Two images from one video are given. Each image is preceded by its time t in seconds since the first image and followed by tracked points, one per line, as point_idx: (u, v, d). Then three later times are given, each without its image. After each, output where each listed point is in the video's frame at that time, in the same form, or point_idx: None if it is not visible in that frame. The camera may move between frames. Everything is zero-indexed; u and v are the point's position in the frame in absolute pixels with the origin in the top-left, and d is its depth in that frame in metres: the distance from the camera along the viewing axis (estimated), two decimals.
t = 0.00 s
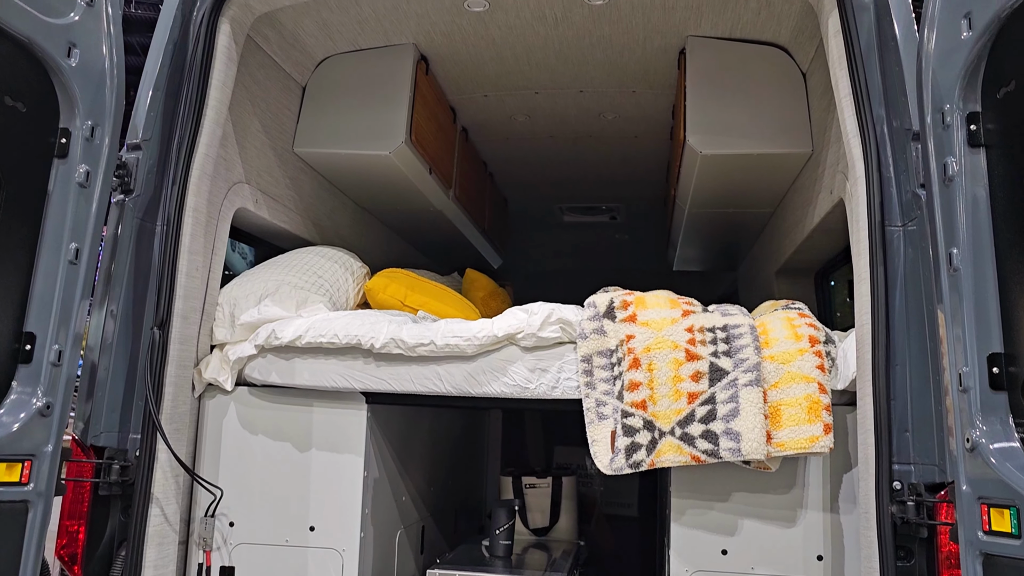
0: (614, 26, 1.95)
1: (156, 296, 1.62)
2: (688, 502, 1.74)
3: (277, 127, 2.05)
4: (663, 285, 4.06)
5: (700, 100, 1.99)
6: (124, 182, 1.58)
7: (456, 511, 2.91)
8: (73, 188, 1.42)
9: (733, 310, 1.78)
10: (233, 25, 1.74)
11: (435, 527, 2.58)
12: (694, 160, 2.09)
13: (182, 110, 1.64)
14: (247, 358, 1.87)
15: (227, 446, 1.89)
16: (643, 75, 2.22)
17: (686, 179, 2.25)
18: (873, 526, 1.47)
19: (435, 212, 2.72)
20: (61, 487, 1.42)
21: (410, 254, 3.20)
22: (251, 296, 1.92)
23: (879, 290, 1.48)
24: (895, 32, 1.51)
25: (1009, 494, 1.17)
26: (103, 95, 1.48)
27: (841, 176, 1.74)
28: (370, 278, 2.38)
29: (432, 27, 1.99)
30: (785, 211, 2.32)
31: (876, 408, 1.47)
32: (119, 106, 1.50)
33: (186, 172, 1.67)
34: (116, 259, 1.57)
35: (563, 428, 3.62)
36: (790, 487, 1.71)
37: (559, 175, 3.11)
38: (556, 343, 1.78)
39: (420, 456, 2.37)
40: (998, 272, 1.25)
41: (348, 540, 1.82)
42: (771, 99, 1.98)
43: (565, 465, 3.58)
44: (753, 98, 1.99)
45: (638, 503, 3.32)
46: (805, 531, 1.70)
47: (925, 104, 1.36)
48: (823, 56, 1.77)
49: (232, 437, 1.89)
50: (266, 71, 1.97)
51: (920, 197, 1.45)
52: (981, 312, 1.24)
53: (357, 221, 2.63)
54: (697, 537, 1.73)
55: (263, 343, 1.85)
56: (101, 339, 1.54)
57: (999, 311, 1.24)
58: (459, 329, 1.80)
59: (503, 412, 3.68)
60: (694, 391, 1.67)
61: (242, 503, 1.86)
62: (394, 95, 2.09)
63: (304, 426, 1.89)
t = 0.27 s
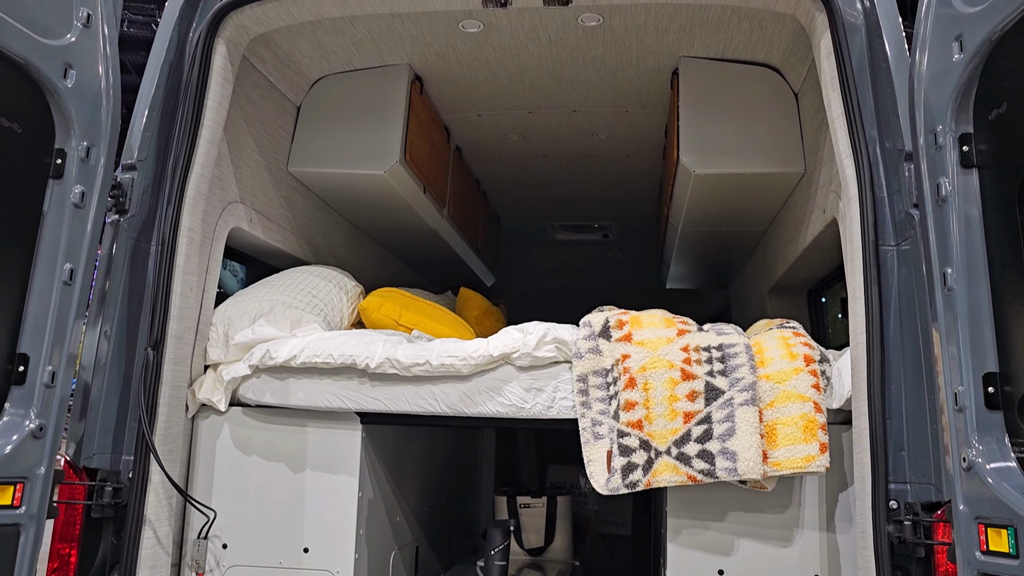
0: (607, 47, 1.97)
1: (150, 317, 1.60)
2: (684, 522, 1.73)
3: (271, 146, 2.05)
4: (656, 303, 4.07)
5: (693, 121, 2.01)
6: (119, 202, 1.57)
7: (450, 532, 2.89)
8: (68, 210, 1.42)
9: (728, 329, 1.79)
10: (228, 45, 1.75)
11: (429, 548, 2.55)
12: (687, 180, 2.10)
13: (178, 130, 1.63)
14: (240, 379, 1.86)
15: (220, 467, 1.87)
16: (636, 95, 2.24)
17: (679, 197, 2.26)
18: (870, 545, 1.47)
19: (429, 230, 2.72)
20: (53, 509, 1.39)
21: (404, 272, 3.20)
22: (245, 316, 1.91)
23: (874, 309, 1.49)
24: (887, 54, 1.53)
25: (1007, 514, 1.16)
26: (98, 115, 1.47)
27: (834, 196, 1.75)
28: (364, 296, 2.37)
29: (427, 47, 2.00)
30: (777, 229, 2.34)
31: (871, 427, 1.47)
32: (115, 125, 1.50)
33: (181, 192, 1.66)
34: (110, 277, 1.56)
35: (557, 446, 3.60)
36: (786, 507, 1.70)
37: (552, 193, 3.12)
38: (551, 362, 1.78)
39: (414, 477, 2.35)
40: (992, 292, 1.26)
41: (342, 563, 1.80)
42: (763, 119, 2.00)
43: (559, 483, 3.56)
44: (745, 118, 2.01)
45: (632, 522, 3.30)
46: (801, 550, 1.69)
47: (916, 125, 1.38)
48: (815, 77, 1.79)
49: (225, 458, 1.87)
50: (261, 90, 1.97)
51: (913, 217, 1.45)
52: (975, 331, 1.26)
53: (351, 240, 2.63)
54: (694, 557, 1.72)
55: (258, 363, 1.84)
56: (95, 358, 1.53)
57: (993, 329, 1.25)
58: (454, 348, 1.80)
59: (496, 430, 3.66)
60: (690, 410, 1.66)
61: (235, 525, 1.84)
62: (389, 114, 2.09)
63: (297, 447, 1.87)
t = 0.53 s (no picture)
0: (598, 67, 1.99)
1: (140, 337, 1.59)
2: (677, 542, 1.72)
3: (262, 165, 2.05)
4: (645, 320, 4.08)
5: (683, 141, 2.03)
6: (109, 223, 1.56)
7: (440, 552, 2.86)
8: (59, 229, 1.42)
9: (719, 348, 1.80)
10: (220, 65, 1.76)
11: (419, 569, 2.52)
12: (677, 199, 2.12)
13: (168, 150, 1.63)
14: (230, 399, 1.84)
15: (209, 488, 1.84)
16: (626, 115, 2.25)
17: (669, 216, 2.28)
18: (862, 565, 1.47)
19: (419, 249, 2.72)
20: (40, 533, 1.38)
21: (394, 290, 3.19)
22: (235, 336, 1.89)
23: (864, 328, 1.50)
24: (874, 76, 1.55)
25: (998, 533, 1.17)
26: (89, 134, 1.48)
27: (823, 216, 1.77)
28: (355, 315, 2.36)
29: (418, 67, 2.01)
30: (766, 248, 2.35)
31: (863, 447, 1.47)
32: (106, 145, 1.51)
33: (172, 211, 1.65)
34: (99, 296, 1.54)
35: (547, 465, 3.58)
36: (778, 526, 1.70)
37: (542, 212, 3.13)
38: (543, 382, 1.78)
39: (404, 497, 2.33)
40: (981, 311, 1.28)
41: None
42: (751, 139, 2.02)
43: (550, 502, 3.54)
44: (734, 138, 2.03)
45: (624, 541, 3.29)
46: (794, 570, 1.68)
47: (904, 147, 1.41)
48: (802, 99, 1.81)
49: (214, 479, 1.84)
50: (252, 110, 1.97)
51: (902, 236, 1.47)
52: (964, 350, 1.27)
53: (341, 258, 2.62)
54: None
55: (247, 383, 1.82)
56: (84, 378, 1.51)
57: (982, 347, 1.27)
58: (445, 368, 1.79)
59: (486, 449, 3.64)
60: (682, 430, 1.66)
61: (225, 547, 1.81)
62: (380, 134, 2.10)
63: (288, 468, 1.85)
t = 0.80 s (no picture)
0: (589, 92, 2.01)
1: (131, 360, 1.58)
2: (670, 566, 1.71)
3: (254, 188, 2.05)
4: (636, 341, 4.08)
5: (673, 166, 2.05)
6: (101, 246, 1.57)
7: None
8: (49, 253, 1.42)
9: (710, 371, 1.80)
10: (213, 89, 1.77)
11: None
12: (668, 222, 2.14)
13: (161, 173, 1.63)
14: (221, 423, 1.82)
15: (200, 514, 1.81)
16: (617, 138, 2.27)
17: (660, 239, 2.29)
18: None
19: (411, 271, 2.71)
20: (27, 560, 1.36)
21: (386, 312, 3.18)
22: (226, 359, 1.88)
23: (854, 351, 1.51)
24: (861, 102, 1.57)
25: (989, 555, 1.18)
26: (81, 157, 1.50)
27: (812, 240, 1.78)
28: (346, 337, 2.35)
29: (410, 91, 2.02)
30: (756, 270, 2.37)
31: (854, 470, 1.47)
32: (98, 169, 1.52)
33: (164, 234, 1.65)
34: (90, 318, 1.54)
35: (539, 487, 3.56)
36: (770, 550, 1.69)
37: (534, 234, 3.14)
38: (535, 405, 1.78)
39: (395, 521, 2.31)
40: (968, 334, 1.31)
41: None
42: (741, 163, 2.05)
43: (542, 525, 3.51)
44: (723, 162, 2.05)
45: (616, 564, 3.26)
46: None
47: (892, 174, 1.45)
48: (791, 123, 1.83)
49: (204, 504, 1.81)
50: (244, 133, 1.98)
51: (890, 260, 1.49)
52: (954, 376, 1.29)
53: (333, 280, 2.62)
54: None
55: (238, 407, 1.80)
56: (74, 402, 1.50)
57: (971, 371, 1.29)
58: (437, 392, 1.79)
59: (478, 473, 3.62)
60: (673, 453, 1.66)
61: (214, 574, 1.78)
62: (372, 157, 2.11)
63: (278, 492, 1.83)
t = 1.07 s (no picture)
0: (581, 113, 2.03)
1: (123, 382, 1.57)
2: None
3: (247, 209, 2.05)
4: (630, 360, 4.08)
5: (665, 187, 2.07)
6: (93, 267, 1.55)
7: None
8: (42, 275, 1.41)
9: (704, 392, 1.81)
10: (207, 111, 1.78)
11: None
12: (661, 243, 2.15)
13: (155, 195, 1.63)
14: (213, 445, 1.81)
15: (190, 537, 1.79)
16: (609, 159, 2.29)
17: (653, 259, 2.30)
18: None
19: (404, 291, 2.72)
20: None
21: (379, 332, 3.18)
22: (219, 381, 1.87)
23: (846, 372, 1.51)
24: (851, 125, 1.59)
25: None
26: (75, 177, 1.51)
27: (803, 260, 1.79)
28: (339, 358, 2.34)
29: (404, 112, 2.04)
30: (748, 290, 2.38)
31: (847, 490, 1.47)
32: (91, 191, 1.53)
33: (157, 255, 1.65)
34: (83, 337, 1.52)
35: (533, 508, 3.54)
36: (765, 572, 1.68)
37: (527, 254, 3.15)
38: (528, 426, 1.77)
39: (388, 544, 2.28)
40: (959, 355, 1.31)
41: None
42: (732, 184, 2.06)
43: (536, 546, 3.48)
44: (715, 182, 2.06)
45: None
46: None
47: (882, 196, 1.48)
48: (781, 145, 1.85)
49: (195, 527, 1.79)
50: (238, 154, 1.98)
51: (881, 281, 1.50)
52: (946, 399, 1.29)
53: (326, 300, 2.61)
54: None
55: (231, 429, 1.80)
56: (65, 424, 1.48)
57: (963, 393, 1.29)
58: (431, 413, 1.79)
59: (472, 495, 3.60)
60: (667, 474, 1.65)
61: None
62: (366, 178, 2.11)
63: (270, 514, 1.81)
